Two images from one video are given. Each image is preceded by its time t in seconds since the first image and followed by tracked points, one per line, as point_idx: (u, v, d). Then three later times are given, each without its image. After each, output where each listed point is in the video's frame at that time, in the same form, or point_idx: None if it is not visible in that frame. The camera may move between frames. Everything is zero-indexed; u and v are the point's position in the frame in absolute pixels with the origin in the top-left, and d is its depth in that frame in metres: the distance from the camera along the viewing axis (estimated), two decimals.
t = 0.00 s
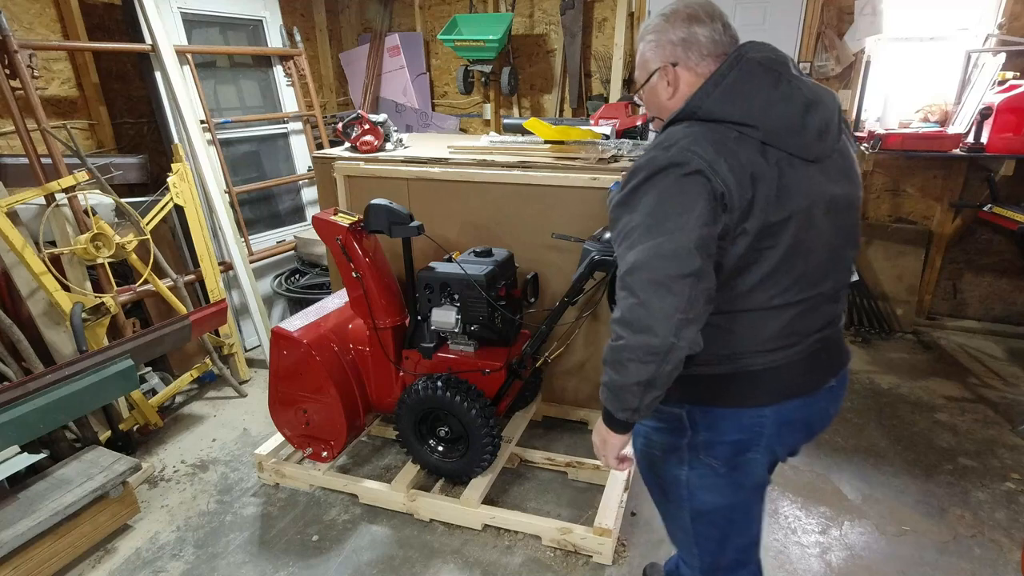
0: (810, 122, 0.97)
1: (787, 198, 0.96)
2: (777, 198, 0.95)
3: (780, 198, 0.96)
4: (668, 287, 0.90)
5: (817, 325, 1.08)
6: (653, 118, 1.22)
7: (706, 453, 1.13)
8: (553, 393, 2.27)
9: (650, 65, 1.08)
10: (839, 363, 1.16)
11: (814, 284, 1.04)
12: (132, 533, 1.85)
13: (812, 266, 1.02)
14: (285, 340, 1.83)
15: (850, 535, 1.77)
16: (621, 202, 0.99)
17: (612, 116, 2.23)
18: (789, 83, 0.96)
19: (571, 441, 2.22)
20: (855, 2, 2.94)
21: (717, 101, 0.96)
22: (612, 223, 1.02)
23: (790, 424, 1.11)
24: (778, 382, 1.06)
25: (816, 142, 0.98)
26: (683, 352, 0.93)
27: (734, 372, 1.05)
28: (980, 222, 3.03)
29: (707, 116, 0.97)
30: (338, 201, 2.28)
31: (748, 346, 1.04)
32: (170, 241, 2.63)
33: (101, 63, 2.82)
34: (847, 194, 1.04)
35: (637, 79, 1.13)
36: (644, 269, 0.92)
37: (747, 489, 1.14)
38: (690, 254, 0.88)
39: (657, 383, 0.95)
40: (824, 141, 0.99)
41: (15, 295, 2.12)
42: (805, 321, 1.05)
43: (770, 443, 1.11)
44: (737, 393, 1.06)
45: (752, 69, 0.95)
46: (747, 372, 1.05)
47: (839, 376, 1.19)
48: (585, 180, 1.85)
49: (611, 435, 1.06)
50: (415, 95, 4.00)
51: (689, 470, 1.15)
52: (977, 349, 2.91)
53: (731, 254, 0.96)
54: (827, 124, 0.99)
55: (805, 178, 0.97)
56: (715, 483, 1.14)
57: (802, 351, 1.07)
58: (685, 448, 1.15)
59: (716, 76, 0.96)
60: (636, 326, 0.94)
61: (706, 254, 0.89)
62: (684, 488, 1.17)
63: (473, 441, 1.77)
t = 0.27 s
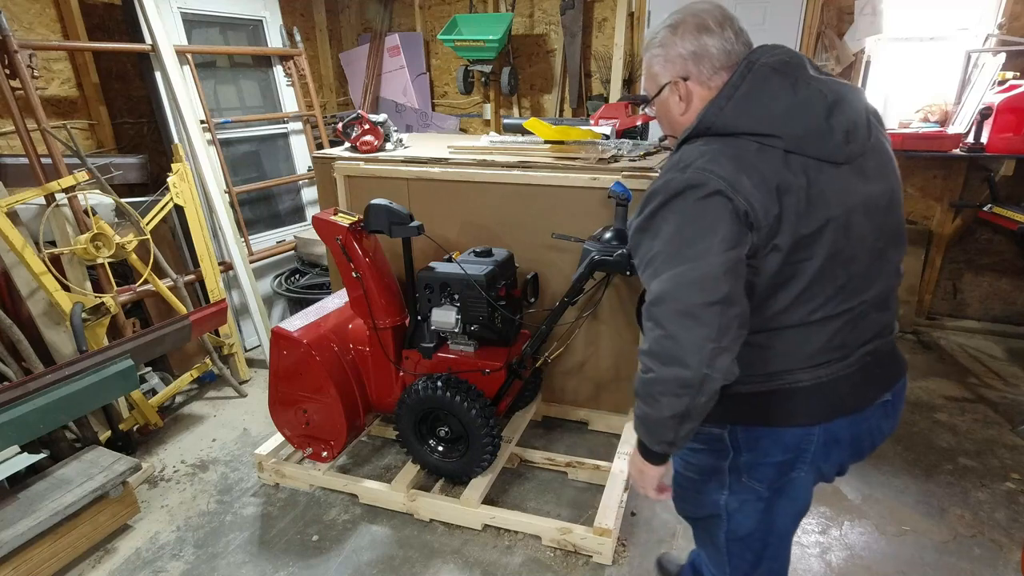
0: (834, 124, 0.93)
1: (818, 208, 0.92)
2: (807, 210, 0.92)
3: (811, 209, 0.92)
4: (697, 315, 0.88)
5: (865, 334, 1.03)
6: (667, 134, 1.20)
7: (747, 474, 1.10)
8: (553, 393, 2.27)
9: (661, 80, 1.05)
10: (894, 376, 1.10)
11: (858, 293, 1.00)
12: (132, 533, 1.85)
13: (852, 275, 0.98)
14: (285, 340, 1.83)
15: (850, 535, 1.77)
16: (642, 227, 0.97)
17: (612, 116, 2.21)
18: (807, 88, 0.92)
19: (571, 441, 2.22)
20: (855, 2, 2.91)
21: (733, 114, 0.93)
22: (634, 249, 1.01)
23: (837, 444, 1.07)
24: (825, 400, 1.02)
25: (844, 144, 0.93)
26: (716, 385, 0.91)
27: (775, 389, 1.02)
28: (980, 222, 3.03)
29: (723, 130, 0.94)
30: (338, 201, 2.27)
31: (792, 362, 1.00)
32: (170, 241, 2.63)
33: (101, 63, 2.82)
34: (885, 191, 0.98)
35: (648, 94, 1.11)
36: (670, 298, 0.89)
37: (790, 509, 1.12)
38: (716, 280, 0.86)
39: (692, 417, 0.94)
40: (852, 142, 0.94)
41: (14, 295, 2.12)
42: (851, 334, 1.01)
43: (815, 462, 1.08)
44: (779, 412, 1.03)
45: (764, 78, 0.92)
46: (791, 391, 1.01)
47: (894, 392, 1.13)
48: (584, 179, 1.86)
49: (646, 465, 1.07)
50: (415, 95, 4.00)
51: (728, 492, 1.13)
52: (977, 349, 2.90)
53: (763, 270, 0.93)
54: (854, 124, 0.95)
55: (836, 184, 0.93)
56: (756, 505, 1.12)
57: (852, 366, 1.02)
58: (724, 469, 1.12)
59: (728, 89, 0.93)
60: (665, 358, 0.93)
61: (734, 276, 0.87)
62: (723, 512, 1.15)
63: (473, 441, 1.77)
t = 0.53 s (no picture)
0: (869, 127, 0.91)
1: (847, 210, 0.91)
2: (837, 213, 0.91)
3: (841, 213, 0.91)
4: (721, 313, 0.88)
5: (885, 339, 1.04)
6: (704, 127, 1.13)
7: (758, 473, 1.10)
8: (553, 393, 2.26)
9: (698, 68, 1.00)
10: (913, 382, 1.10)
11: (881, 299, 1.00)
12: (132, 533, 1.85)
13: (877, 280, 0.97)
14: (285, 340, 1.83)
15: (850, 535, 1.77)
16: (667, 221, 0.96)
17: (612, 116, 2.21)
18: (843, 89, 0.91)
19: (571, 441, 2.21)
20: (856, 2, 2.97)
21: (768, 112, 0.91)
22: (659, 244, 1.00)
23: (849, 446, 1.07)
24: (841, 404, 1.02)
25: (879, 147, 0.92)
26: (740, 382, 0.91)
27: (793, 390, 1.02)
28: (980, 222, 3.03)
29: (755, 128, 0.92)
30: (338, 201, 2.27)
31: (812, 364, 1.01)
32: (170, 241, 2.63)
33: (101, 62, 2.82)
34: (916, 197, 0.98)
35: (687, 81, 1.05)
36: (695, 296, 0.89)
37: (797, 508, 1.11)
38: (742, 279, 0.86)
39: (715, 414, 0.94)
40: (886, 145, 0.93)
41: (15, 295, 2.12)
42: (869, 338, 1.01)
43: (824, 463, 1.07)
44: (796, 413, 1.03)
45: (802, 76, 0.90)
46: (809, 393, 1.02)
47: (912, 398, 1.12)
48: (585, 179, 1.86)
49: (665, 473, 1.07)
50: (415, 95, 3.99)
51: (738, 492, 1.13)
52: (977, 349, 2.90)
53: (788, 271, 0.93)
54: (891, 126, 0.93)
55: (868, 187, 0.92)
56: (764, 501, 1.12)
57: (869, 370, 1.03)
58: (734, 466, 1.12)
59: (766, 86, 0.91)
60: (690, 356, 0.92)
61: (760, 277, 0.86)
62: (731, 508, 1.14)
63: (473, 441, 1.77)
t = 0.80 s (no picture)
0: (897, 128, 0.94)
1: (863, 203, 0.94)
2: (852, 205, 0.94)
3: (857, 207, 0.94)
4: (730, 284, 0.93)
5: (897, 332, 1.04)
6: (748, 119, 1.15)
7: (759, 446, 1.12)
8: (553, 393, 2.26)
9: (750, 57, 1.02)
10: (925, 378, 1.09)
11: (892, 293, 1.01)
12: (132, 533, 1.85)
13: (890, 275, 0.99)
14: (285, 340, 1.83)
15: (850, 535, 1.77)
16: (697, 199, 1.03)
17: (612, 116, 2.21)
18: (877, 90, 0.93)
19: (571, 441, 2.21)
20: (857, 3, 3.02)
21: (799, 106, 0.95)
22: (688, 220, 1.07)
23: (851, 429, 1.07)
24: (842, 384, 1.04)
25: (904, 149, 0.94)
26: (740, 348, 0.96)
27: (794, 369, 1.05)
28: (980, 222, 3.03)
29: (787, 120, 0.96)
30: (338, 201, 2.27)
31: (817, 347, 1.03)
32: (170, 241, 2.63)
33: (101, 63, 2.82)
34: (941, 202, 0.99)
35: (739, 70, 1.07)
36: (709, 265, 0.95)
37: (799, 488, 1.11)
38: (752, 255, 0.91)
39: (713, 375, 0.99)
40: (913, 147, 0.95)
41: (14, 295, 2.12)
42: (879, 329, 1.03)
43: (825, 443, 1.08)
44: (798, 389, 1.05)
45: (839, 74, 0.93)
46: (811, 372, 1.04)
47: (924, 393, 1.11)
48: (584, 179, 1.86)
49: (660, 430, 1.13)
50: (415, 95, 3.99)
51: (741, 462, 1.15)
52: (977, 349, 2.90)
53: (799, 255, 0.97)
54: (919, 128, 0.95)
55: (889, 184, 0.95)
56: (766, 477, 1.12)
57: (876, 358, 1.03)
58: (739, 438, 1.15)
59: (804, 81, 0.95)
60: (699, 319, 0.97)
61: (771, 256, 0.92)
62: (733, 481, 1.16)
63: (473, 441, 1.77)
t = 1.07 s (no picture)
0: (931, 121, 0.98)
1: (892, 188, 1.00)
2: (882, 190, 1.00)
3: (887, 192, 1.00)
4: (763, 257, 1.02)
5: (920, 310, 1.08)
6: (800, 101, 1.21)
7: (781, 406, 1.15)
8: (553, 393, 2.26)
9: (811, 48, 1.07)
10: (945, 352, 1.12)
11: (916, 273, 1.05)
12: (132, 533, 1.85)
13: (917, 257, 1.04)
14: (285, 340, 1.82)
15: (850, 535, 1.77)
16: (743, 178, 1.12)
17: (612, 116, 2.21)
18: (918, 85, 0.98)
19: (571, 441, 2.21)
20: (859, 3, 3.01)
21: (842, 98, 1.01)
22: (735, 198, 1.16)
23: (870, 397, 1.10)
24: (861, 352, 1.07)
25: (937, 142, 0.98)
26: (772, 309, 1.04)
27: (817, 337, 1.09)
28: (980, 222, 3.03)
29: (831, 110, 1.03)
30: (338, 201, 2.27)
31: (840, 318, 1.08)
32: (170, 241, 2.63)
33: (101, 62, 2.82)
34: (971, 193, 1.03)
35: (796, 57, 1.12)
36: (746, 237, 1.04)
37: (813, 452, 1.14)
38: (787, 228, 1.00)
39: (750, 331, 1.06)
40: (947, 141, 0.99)
41: (15, 294, 2.12)
42: (903, 306, 1.06)
43: (844, 409, 1.11)
44: (819, 352, 1.10)
45: (886, 69, 0.99)
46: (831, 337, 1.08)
47: (943, 367, 1.14)
48: (584, 179, 1.85)
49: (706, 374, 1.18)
50: (414, 95, 3.99)
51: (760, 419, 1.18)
52: (977, 349, 2.90)
53: (830, 233, 1.04)
54: (953, 123, 0.98)
55: (919, 172, 1.00)
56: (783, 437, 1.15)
57: (896, 332, 1.07)
58: (761, 396, 1.18)
59: (852, 74, 1.01)
60: (735, 282, 1.06)
61: (802, 232, 1.00)
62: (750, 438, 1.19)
63: (473, 441, 1.77)
